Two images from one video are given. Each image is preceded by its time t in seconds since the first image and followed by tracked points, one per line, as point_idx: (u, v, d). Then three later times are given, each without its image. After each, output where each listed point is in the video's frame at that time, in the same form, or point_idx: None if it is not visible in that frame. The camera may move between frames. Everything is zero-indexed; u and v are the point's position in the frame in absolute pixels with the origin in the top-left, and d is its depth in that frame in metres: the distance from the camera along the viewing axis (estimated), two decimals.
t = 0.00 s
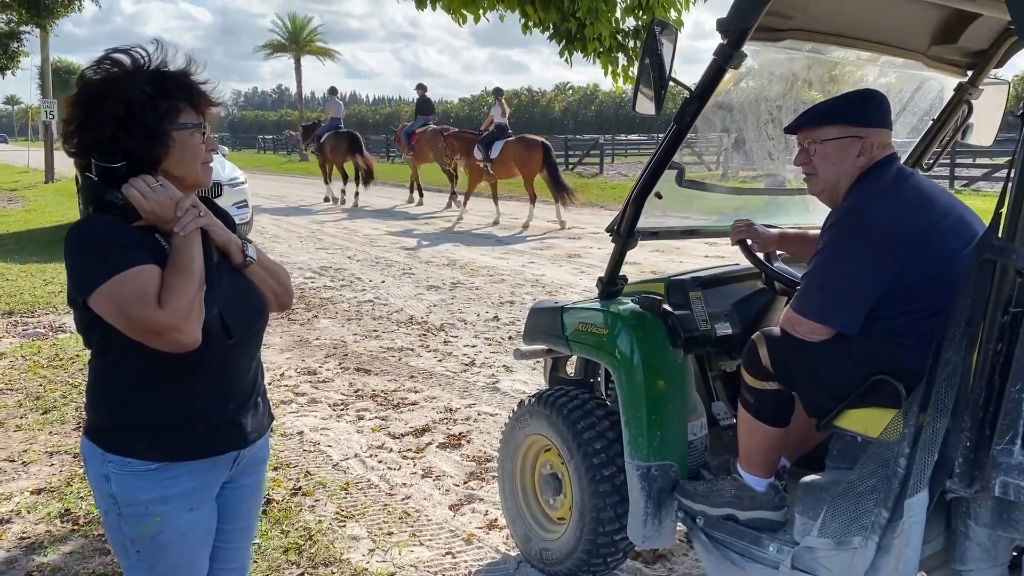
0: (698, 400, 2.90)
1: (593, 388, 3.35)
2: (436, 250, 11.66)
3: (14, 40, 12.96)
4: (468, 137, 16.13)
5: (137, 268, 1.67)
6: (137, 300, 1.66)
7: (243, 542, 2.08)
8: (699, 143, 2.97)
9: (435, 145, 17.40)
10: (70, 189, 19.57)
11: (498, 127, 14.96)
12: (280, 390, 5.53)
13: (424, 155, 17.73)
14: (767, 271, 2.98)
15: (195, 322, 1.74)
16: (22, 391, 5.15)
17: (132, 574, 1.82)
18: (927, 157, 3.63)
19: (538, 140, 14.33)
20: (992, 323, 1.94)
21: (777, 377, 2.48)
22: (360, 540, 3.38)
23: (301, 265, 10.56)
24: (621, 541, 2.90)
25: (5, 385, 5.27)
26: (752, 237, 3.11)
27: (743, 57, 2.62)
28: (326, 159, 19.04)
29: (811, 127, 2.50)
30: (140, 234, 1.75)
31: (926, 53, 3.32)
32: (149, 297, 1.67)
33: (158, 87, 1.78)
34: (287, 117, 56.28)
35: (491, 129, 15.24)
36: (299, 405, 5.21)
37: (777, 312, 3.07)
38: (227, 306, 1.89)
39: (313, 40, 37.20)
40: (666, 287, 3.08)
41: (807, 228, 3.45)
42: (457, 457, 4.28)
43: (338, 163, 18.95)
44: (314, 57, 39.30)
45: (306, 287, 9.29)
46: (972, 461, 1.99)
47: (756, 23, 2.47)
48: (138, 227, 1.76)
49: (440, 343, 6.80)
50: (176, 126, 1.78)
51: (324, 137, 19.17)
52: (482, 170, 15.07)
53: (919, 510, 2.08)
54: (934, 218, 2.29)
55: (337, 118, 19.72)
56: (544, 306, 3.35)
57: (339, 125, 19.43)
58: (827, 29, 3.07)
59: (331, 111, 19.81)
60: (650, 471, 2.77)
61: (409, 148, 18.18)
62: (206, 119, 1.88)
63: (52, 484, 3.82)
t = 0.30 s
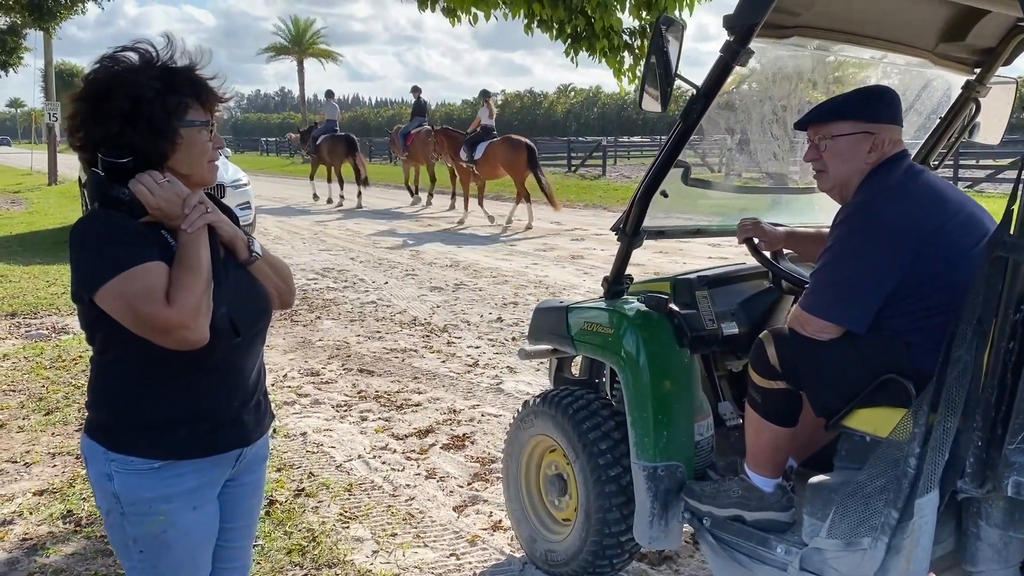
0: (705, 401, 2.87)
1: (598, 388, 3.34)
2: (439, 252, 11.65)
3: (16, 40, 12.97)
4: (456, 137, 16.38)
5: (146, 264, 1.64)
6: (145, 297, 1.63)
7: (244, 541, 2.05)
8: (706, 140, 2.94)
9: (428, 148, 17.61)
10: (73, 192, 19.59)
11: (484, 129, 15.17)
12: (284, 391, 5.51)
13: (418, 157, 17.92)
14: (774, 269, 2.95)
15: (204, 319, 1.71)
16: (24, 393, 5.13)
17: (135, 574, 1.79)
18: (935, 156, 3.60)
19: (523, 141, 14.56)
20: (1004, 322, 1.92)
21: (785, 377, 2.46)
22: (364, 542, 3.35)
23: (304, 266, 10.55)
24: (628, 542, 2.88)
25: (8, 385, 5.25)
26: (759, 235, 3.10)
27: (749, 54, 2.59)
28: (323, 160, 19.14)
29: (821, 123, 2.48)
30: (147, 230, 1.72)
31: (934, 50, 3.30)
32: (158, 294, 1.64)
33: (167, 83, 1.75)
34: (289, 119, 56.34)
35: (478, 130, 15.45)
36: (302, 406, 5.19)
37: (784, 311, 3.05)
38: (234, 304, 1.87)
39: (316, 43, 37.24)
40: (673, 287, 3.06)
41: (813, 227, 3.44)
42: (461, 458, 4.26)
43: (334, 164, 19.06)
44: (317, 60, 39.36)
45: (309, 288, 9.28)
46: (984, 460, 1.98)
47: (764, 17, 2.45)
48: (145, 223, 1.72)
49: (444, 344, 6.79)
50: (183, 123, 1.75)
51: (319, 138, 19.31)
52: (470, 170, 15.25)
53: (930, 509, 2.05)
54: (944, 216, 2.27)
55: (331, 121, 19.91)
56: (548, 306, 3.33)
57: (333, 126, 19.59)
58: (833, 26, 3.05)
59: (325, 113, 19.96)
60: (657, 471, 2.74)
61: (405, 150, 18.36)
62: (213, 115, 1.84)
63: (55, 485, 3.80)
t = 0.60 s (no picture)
0: (712, 401, 2.85)
1: (604, 388, 3.32)
2: (443, 252, 11.63)
3: (20, 38, 12.99)
4: (446, 139, 16.66)
5: (150, 263, 1.62)
6: (149, 297, 1.61)
7: (247, 541, 2.03)
8: (714, 138, 2.92)
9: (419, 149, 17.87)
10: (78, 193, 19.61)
11: (473, 130, 15.47)
12: (288, 392, 5.50)
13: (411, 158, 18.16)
14: (782, 268, 2.93)
15: (208, 319, 1.69)
16: (29, 393, 5.12)
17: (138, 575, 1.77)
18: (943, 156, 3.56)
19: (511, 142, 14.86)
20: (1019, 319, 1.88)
21: (795, 377, 2.44)
22: (368, 543, 3.34)
23: (308, 267, 10.54)
24: (634, 543, 2.87)
25: (12, 385, 5.24)
26: (767, 233, 3.10)
27: (757, 51, 2.57)
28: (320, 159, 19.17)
29: (832, 120, 2.46)
30: (151, 228, 1.69)
31: (943, 48, 3.28)
32: (161, 294, 1.62)
33: (173, 79, 1.73)
34: (293, 120, 56.43)
35: (467, 131, 15.70)
36: (307, 407, 5.17)
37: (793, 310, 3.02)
38: (239, 304, 1.85)
39: (320, 44, 37.28)
40: (680, 286, 3.03)
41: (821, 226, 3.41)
42: (466, 459, 4.24)
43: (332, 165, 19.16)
44: (321, 61, 39.39)
45: (313, 288, 9.27)
46: (998, 461, 1.95)
47: (773, 14, 2.43)
48: (148, 221, 1.70)
49: (448, 345, 6.77)
50: (189, 120, 1.73)
51: (316, 138, 19.38)
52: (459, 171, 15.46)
53: (942, 510, 2.02)
54: (957, 213, 2.25)
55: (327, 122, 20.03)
56: (554, 305, 3.30)
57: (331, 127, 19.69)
58: (842, 23, 3.02)
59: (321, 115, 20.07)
60: (664, 472, 2.72)
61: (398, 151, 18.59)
62: (218, 113, 1.82)
63: (58, 485, 3.79)
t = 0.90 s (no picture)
0: (718, 402, 2.83)
1: (610, 389, 3.30)
2: (449, 252, 11.63)
3: (27, 35, 13.00)
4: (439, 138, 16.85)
5: (149, 264, 1.61)
6: (147, 298, 1.60)
7: (247, 542, 2.02)
8: (720, 137, 2.89)
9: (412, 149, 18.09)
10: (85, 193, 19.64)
11: (464, 129, 15.65)
12: (293, 391, 5.50)
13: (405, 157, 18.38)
14: (790, 268, 2.90)
15: (206, 322, 1.69)
16: (34, 393, 5.12)
17: None
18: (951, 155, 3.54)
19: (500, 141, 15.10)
20: None
21: (803, 378, 2.41)
22: (372, 543, 3.32)
23: (314, 267, 10.54)
24: (639, 545, 2.85)
25: (17, 384, 5.24)
26: (774, 233, 3.07)
27: (765, 49, 2.54)
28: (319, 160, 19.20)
29: (840, 119, 2.43)
30: (152, 230, 1.68)
31: (952, 46, 3.24)
32: (159, 296, 1.61)
33: (172, 78, 1.71)
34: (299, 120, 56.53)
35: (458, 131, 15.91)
36: (312, 407, 5.16)
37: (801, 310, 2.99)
38: (237, 307, 1.84)
39: (326, 44, 37.33)
40: (686, 286, 3.01)
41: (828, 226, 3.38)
42: (471, 459, 4.23)
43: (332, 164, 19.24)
44: (327, 61, 39.45)
45: (319, 288, 9.27)
46: (1008, 464, 1.92)
47: (780, 11, 2.40)
48: (147, 221, 1.69)
49: (453, 345, 6.76)
50: (188, 119, 1.72)
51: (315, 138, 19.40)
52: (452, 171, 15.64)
53: (952, 513, 1.98)
54: (967, 213, 2.22)
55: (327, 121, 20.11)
56: (560, 305, 3.28)
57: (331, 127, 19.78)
58: (850, 21, 3.00)
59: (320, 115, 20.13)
60: (670, 474, 2.70)
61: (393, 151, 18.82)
62: (218, 111, 1.81)
63: (63, 485, 3.78)
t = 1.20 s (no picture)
0: (722, 403, 2.81)
1: (614, 390, 3.28)
2: (455, 251, 11.61)
3: (38, 36, 13.03)
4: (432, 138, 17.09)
5: (144, 266, 1.60)
6: (143, 301, 1.59)
7: (246, 543, 2.01)
8: (724, 136, 2.87)
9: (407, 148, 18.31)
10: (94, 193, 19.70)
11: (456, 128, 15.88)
12: (297, 391, 5.49)
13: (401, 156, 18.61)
14: (794, 268, 2.87)
15: (202, 326, 1.68)
16: (40, 392, 5.14)
17: None
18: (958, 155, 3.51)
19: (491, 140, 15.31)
20: None
21: (807, 380, 2.39)
22: (375, 544, 3.31)
23: (320, 266, 10.54)
24: (642, 547, 2.83)
25: (23, 383, 5.26)
26: (779, 233, 3.04)
27: (769, 48, 2.52)
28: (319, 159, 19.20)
29: (845, 118, 2.41)
30: (146, 230, 1.67)
31: (959, 43, 3.21)
32: (155, 298, 1.60)
33: (167, 77, 1.71)
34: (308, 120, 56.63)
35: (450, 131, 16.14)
36: (316, 406, 5.15)
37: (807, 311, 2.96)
38: (234, 307, 1.83)
39: (335, 43, 37.36)
40: (690, 286, 2.98)
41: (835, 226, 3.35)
42: (475, 460, 4.21)
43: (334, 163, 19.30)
44: (336, 61, 39.50)
45: (325, 287, 9.27)
46: (1014, 467, 1.93)
47: (785, 9, 2.38)
48: (142, 222, 1.68)
49: (459, 344, 6.74)
50: (183, 118, 1.71)
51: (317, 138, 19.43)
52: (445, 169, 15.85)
53: (958, 516, 1.98)
54: (974, 213, 2.20)
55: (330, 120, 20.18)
56: (563, 306, 3.26)
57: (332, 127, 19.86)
58: (856, 18, 2.97)
59: (323, 114, 20.17)
60: (673, 476, 2.69)
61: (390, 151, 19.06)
62: (214, 111, 1.80)
63: (67, 485, 3.79)
